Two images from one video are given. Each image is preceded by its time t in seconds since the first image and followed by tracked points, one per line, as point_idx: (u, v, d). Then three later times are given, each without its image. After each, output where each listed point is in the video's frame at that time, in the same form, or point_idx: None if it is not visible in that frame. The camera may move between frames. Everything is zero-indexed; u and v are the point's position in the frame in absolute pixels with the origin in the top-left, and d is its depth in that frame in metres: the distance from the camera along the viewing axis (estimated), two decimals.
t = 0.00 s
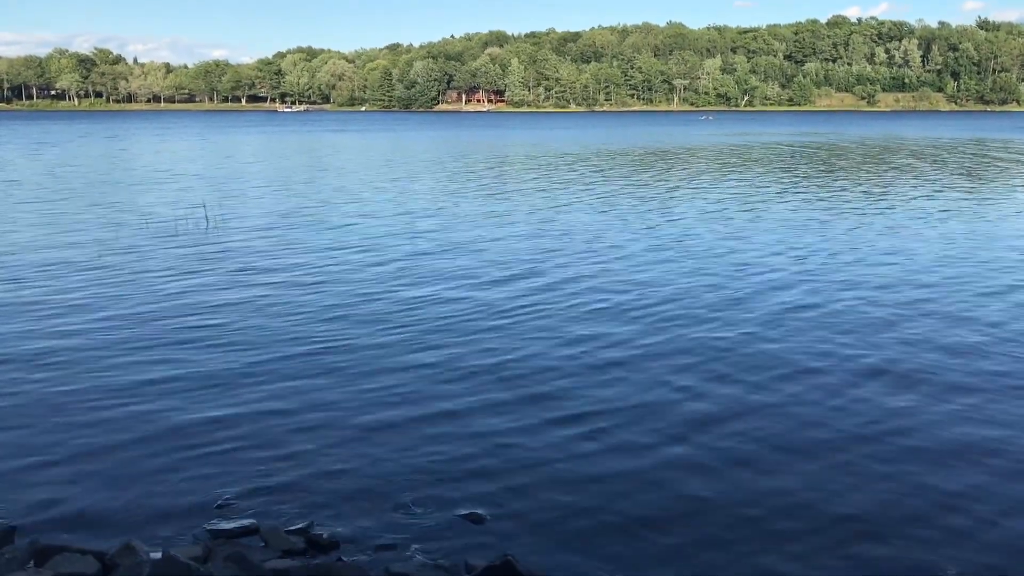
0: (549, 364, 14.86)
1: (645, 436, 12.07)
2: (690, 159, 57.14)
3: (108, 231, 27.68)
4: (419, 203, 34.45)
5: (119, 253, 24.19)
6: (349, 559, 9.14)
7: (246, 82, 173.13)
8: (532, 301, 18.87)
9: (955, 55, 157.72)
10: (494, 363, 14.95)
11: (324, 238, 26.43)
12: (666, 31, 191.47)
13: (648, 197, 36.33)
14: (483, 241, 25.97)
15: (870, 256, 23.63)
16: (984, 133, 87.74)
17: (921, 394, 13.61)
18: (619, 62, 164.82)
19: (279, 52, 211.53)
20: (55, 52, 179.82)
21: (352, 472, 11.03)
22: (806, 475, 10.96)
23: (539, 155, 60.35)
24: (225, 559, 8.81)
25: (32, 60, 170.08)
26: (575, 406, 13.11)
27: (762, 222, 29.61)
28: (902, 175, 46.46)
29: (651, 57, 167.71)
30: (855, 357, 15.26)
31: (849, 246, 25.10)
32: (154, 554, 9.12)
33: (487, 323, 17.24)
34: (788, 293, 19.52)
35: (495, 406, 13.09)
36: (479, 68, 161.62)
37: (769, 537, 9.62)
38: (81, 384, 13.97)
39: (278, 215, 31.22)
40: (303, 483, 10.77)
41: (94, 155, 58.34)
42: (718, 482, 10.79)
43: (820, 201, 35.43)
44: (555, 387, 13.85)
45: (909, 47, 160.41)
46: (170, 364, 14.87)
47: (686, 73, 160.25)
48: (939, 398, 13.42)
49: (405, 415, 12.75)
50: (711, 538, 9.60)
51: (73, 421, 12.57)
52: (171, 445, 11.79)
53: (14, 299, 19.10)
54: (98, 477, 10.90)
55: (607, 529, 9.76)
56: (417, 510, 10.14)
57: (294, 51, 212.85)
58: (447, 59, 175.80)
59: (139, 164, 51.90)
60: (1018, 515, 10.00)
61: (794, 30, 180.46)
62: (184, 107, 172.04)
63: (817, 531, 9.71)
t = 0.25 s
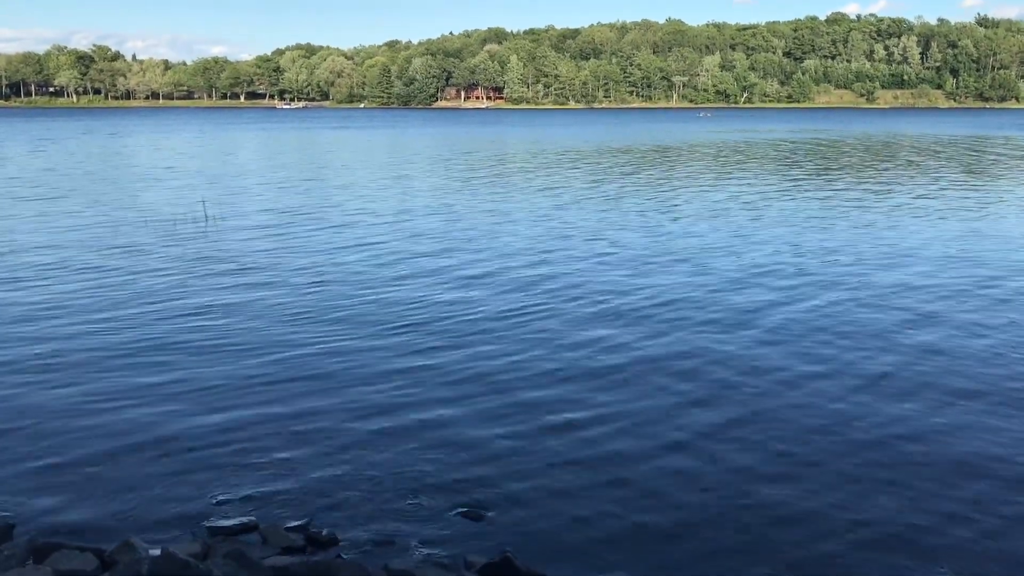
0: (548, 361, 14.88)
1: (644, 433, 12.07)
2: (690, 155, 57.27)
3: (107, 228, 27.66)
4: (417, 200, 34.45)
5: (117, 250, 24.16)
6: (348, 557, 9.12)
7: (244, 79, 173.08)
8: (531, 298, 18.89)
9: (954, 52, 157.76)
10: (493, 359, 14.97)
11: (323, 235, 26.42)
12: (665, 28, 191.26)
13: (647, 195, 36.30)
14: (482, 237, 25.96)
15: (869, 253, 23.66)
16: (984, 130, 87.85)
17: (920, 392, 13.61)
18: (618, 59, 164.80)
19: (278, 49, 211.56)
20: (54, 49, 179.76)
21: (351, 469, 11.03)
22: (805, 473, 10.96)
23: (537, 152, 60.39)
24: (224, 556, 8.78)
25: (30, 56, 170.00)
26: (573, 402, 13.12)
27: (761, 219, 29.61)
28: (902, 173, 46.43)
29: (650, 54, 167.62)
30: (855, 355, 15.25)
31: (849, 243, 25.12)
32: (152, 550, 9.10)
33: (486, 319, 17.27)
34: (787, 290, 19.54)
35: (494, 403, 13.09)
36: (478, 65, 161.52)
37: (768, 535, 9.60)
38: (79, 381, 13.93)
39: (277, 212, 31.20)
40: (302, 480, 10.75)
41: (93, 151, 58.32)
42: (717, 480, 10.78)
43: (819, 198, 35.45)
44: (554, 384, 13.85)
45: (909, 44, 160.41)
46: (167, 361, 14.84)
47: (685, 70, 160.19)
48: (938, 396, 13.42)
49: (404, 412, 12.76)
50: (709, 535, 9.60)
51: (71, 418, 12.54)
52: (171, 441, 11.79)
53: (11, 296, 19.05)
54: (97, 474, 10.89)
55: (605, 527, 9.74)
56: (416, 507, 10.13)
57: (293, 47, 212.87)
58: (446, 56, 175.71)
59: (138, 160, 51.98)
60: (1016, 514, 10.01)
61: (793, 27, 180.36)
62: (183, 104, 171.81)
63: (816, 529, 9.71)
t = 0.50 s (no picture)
0: (547, 358, 14.93)
1: (643, 430, 12.12)
2: (689, 153, 57.34)
3: (107, 225, 27.68)
4: (417, 197, 34.49)
5: (118, 247, 24.20)
6: (348, 554, 9.16)
7: (244, 76, 173.13)
8: (530, 295, 18.94)
9: (953, 49, 157.90)
10: (492, 356, 15.02)
11: (322, 232, 26.44)
12: (665, 25, 191.25)
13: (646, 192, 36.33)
14: (482, 235, 26.00)
15: (868, 251, 23.72)
16: (983, 127, 88.04)
17: (917, 389, 13.64)
18: (618, 56, 164.81)
19: (278, 45, 211.52)
20: (53, 45, 179.71)
21: (351, 465, 11.08)
22: (802, 469, 10.99)
23: (537, 149, 60.44)
24: (224, 552, 8.82)
25: (29, 53, 169.89)
26: (572, 399, 13.17)
27: (761, 216, 29.65)
28: (901, 170, 46.51)
29: (650, 51, 167.60)
30: (853, 352, 15.27)
31: (848, 241, 25.17)
32: (153, 547, 9.14)
33: (485, 316, 17.31)
34: (786, 288, 19.60)
35: (493, 400, 13.14)
36: (478, 62, 161.52)
37: (766, 531, 9.64)
38: (78, 378, 13.96)
39: (277, 209, 31.24)
40: (303, 477, 10.80)
41: (93, 148, 58.33)
42: (715, 476, 10.82)
43: (819, 195, 35.51)
44: (553, 381, 13.90)
45: (908, 41, 160.45)
46: (167, 358, 14.87)
47: (684, 67, 160.16)
48: (936, 392, 13.45)
49: (403, 408, 12.80)
50: (707, 532, 9.64)
51: (70, 415, 12.57)
52: (171, 438, 11.83)
53: (12, 293, 19.08)
54: (98, 471, 10.92)
55: (604, 523, 9.79)
56: (415, 504, 10.18)
57: (293, 44, 212.87)
58: (446, 53, 175.70)
59: (138, 158, 52.00)
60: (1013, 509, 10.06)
61: (793, 24, 180.32)
62: (183, 101, 171.86)
63: (814, 525, 9.75)
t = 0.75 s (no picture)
0: (547, 356, 14.88)
1: (644, 429, 12.08)
2: (688, 151, 57.31)
3: (106, 222, 27.58)
4: (416, 195, 34.39)
5: (117, 244, 24.09)
6: (349, 552, 9.12)
7: (244, 74, 172.95)
8: (531, 293, 18.88)
9: (954, 48, 157.93)
10: (492, 354, 14.97)
11: (322, 230, 26.35)
12: (665, 23, 190.96)
13: (646, 190, 36.25)
14: (482, 233, 25.91)
15: (868, 249, 23.68)
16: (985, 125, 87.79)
17: (919, 389, 13.60)
18: (618, 54, 164.66)
19: (277, 42, 211.27)
20: (53, 42, 179.47)
21: (352, 464, 11.03)
22: (803, 468, 10.98)
23: (536, 147, 60.36)
24: (224, 550, 8.77)
25: (29, 49, 169.57)
26: (572, 397, 13.13)
27: (761, 214, 29.58)
28: (902, 169, 46.35)
29: (650, 49, 167.46)
30: (855, 351, 15.23)
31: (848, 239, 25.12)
32: (153, 545, 9.09)
33: (485, 314, 17.26)
34: (786, 286, 19.56)
35: (493, 398, 13.09)
36: (478, 59, 161.36)
37: (769, 531, 9.59)
38: (77, 375, 13.93)
39: (276, 206, 31.16)
40: (303, 475, 10.75)
41: (92, 145, 58.18)
42: (716, 475, 10.80)
43: (818, 194, 35.45)
44: (554, 379, 13.85)
45: (909, 40, 160.40)
46: (167, 356, 14.82)
47: (685, 65, 159.96)
48: (937, 393, 13.43)
49: (403, 407, 12.76)
50: (709, 531, 9.60)
51: (69, 412, 12.54)
52: (171, 435, 11.77)
53: (10, 291, 18.99)
54: (97, 468, 10.86)
55: (605, 522, 9.75)
56: (416, 503, 10.13)
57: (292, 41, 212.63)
58: (446, 51, 175.53)
59: (136, 154, 51.83)
60: (1015, 510, 10.05)
61: (793, 22, 180.22)
62: (183, 98, 171.79)
63: (816, 525, 9.72)
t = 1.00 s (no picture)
0: (546, 355, 14.90)
1: (642, 427, 12.11)
2: (687, 150, 57.33)
3: (106, 220, 27.60)
4: (415, 194, 34.39)
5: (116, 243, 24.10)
6: (348, 550, 9.15)
7: (244, 72, 172.89)
8: (530, 292, 18.91)
9: (954, 47, 157.96)
10: (492, 353, 14.99)
11: (321, 228, 26.34)
12: (665, 22, 190.82)
13: (645, 189, 36.27)
14: (481, 232, 25.91)
15: (867, 249, 23.69)
16: (984, 125, 87.69)
17: (916, 387, 13.62)
18: (618, 53, 164.65)
19: (277, 41, 211.24)
20: (52, 40, 179.41)
21: (351, 462, 11.06)
22: (800, 466, 11.01)
23: (535, 146, 60.39)
24: (223, 548, 8.81)
25: (28, 47, 169.50)
26: (571, 396, 13.15)
27: (760, 214, 29.59)
28: (902, 168, 46.32)
29: (650, 48, 167.45)
30: (852, 350, 15.26)
31: (847, 239, 25.13)
32: (152, 542, 9.12)
33: (484, 313, 17.29)
34: (785, 285, 19.58)
35: (492, 397, 13.12)
36: (478, 58, 161.32)
37: (766, 530, 9.63)
38: (76, 373, 13.96)
39: (276, 205, 31.16)
40: (302, 473, 10.77)
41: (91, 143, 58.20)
42: (713, 473, 10.83)
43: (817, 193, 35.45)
44: (553, 378, 13.88)
45: (909, 39, 160.40)
46: (166, 354, 14.85)
47: (685, 64, 159.93)
48: (935, 391, 13.44)
49: (402, 405, 12.79)
50: (707, 529, 9.63)
51: (68, 410, 12.57)
52: (171, 434, 11.80)
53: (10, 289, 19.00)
54: (96, 467, 10.89)
55: (604, 520, 9.78)
56: (414, 501, 10.15)
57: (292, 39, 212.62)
58: (446, 49, 175.51)
59: (136, 153, 51.82)
60: (1012, 508, 10.08)
61: (793, 21, 180.23)
62: (182, 96, 171.67)
63: (814, 524, 9.75)
